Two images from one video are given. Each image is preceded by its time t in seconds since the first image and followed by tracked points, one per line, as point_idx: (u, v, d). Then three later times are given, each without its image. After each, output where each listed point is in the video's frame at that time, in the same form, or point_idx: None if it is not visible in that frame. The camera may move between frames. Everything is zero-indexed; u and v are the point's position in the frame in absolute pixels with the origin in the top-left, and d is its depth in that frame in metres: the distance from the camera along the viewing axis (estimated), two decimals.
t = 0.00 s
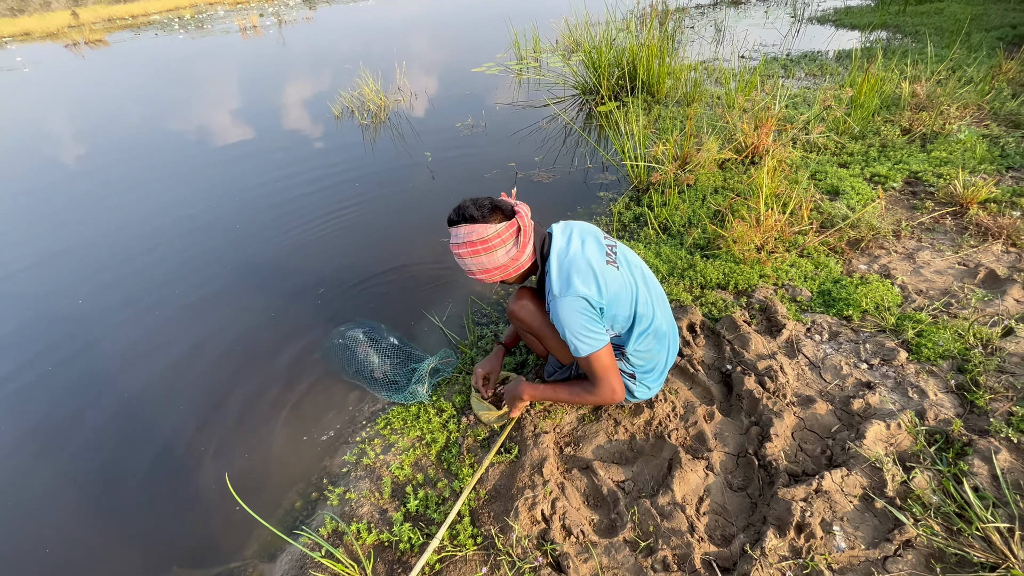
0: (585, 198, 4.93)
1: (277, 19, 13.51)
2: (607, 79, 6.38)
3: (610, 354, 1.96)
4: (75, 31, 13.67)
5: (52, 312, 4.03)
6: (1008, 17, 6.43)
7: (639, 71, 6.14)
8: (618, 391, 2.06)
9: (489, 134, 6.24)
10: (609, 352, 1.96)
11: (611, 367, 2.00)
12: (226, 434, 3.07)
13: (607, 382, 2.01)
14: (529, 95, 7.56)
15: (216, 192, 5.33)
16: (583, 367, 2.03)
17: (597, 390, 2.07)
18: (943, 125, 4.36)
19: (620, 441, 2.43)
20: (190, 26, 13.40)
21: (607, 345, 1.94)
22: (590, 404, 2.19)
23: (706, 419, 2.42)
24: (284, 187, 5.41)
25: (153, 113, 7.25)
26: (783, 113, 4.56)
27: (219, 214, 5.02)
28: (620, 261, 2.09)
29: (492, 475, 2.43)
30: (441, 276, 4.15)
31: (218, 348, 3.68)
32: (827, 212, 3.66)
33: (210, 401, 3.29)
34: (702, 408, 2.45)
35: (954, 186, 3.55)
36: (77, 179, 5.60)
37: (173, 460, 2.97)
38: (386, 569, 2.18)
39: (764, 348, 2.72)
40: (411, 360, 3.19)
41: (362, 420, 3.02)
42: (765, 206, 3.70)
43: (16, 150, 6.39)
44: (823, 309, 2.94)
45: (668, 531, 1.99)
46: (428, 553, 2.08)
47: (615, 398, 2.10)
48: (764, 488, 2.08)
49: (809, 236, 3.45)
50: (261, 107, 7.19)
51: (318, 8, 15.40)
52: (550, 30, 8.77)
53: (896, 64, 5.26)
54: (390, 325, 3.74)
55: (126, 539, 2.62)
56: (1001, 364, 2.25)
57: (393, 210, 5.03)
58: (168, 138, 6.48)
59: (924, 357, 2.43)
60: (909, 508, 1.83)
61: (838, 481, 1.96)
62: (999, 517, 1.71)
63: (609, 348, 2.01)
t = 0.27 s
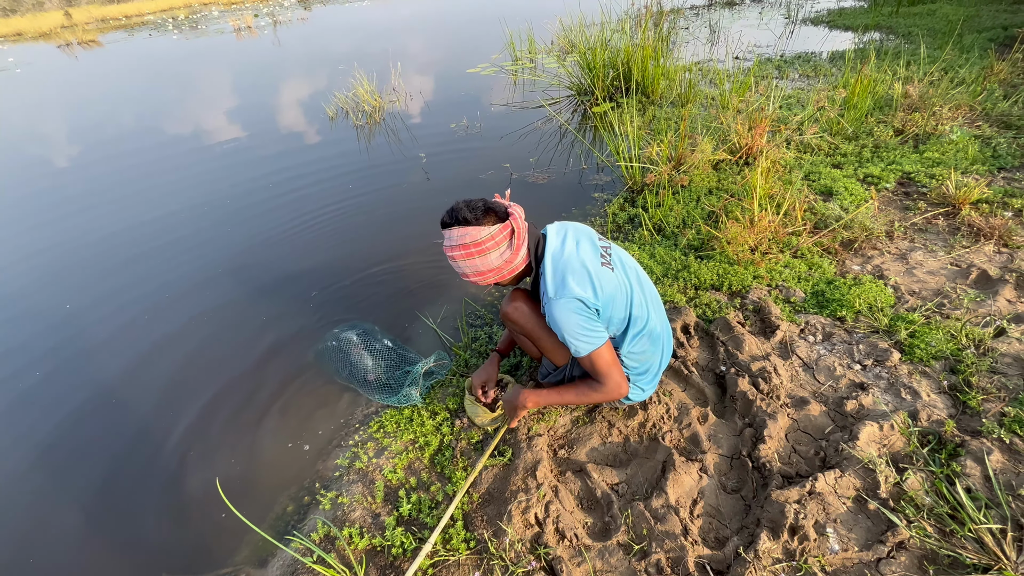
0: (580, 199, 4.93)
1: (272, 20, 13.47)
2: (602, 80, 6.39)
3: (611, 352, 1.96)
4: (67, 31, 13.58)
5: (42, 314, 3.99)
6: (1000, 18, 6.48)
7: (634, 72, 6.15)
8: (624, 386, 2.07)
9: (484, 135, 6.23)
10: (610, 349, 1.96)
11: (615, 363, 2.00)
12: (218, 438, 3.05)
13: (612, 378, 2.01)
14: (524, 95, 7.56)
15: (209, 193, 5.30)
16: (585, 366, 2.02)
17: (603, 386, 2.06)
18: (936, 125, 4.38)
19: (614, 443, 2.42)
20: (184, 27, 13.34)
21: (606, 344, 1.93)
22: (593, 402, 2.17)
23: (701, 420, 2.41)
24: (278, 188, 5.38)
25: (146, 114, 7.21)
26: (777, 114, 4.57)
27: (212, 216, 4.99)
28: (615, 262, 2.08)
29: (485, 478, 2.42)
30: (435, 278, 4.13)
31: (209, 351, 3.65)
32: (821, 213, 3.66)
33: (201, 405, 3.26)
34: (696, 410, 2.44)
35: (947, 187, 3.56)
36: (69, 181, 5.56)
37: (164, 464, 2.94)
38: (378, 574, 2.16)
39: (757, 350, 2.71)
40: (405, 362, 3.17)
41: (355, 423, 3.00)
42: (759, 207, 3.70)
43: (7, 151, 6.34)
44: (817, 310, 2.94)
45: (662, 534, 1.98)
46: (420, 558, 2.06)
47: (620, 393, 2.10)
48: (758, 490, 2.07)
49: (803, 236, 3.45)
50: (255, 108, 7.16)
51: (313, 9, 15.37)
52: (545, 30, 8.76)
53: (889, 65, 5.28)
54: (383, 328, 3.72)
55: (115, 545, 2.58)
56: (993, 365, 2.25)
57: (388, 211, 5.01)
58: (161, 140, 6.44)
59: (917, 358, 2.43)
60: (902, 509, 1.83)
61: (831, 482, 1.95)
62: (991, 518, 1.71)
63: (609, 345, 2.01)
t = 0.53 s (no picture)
0: (577, 200, 4.93)
1: (270, 21, 13.48)
2: (600, 82, 6.40)
3: (607, 355, 1.96)
4: (64, 31, 13.54)
5: (36, 316, 3.97)
6: (995, 21, 6.51)
7: (631, 74, 6.16)
8: (620, 388, 2.06)
9: (482, 136, 6.23)
10: (606, 352, 1.96)
11: (610, 366, 2.00)
12: (212, 441, 3.04)
13: (607, 381, 2.01)
14: (522, 97, 7.56)
15: (206, 194, 5.29)
16: (581, 369, 2.02)
17: (598, 389, 2.06)
18: (931, 127, 4.40)
19: (610, 445, 2.42)
20: (182, 27, 13.33)
21: (602, 347, 1.93)
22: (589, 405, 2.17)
23: (697, 422, 2.41)
24: (275, 189, 5.37)
25: (143, 114, 7.20)
26: (773, 115, 4.58)
27: (208, 217, 4.98)
28: (611, 265, 2.08)
29: (481, 480, 2.41)
30: (432, 279, 4.13)
31: (205, 352, 3.64)
32: (817, 214, 3.67)
33: (196, 407, 3.25)
34: (693, 411, 2.45)
35: (942, 189, 3.58)
36: (65, 181, 5.54)
37: (158, 467, 2.92)
38: None
39: (753, 351, 2.72)
40: (401, 363, 3.17)
41: (351, 425, 3.00)
42: (755, 209, 3.71)
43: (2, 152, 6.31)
44: (813, 311, 2.94)
45: (657, 536, 1.98)
46: (415, 561, 2.06)
47: (616, 396, 2.10)
48: (754, 492, 2.07)
49: (799, 238, 3.46)
50: (253, 109, 7.15)
51: (311, 10, 15.36)
52: (543, 32, 8.78)
53: (884, 67, 5.30)
54: (380, 329, 3.71)
55: (108, 549, 2.57)
56: (988, 366, 2.26)
57: (385, 212, 5.01)
58: (157, 140, 6.42)
59: (912, 359, 2.44)
60: (897, 511, 1.83)
61: (827, 484, 1.96)
62: (986, 519, 1.71)
63: (605, 348, 2.01)
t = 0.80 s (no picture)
0: (577, 202, 4.94)
1: (271, 22, 13.52)
2: (600, 85, 6.42)
3: (608, 358, 1.97)
4: (65, 32, 13.56)
5: (36, 316, 3.97)
6: (994, 26, 6.54)
7: (631, 77, 6.17)
8: (620, 391, 2.06)
9: (482, 138, 6.24)
10: (607, 355, 1.97)
11: (611, 369, 2.00)
12: (212, 442, 3.04)
13: (608, 384, 2.01)
14: (522, 99, 7.58)
15: (206, 195, 5.29)
16: (582, 372, 2.02)
17: (599, 392, 2.06)
18: (930, 132, 4.42)
19: (610, 448, 2.42)
20: (183, 28, 13.36)
21: (603, 350, 1.94)
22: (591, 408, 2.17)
23: (697, 425, 2.42)
24: (275, 190, 5.37)
25: (144, 115, 7.21)
26: (773, 119, 4.60)
27: (209, 218, 4.98)
28: (612, 269, 2.09)
29: (482, 482, 2.41)
30: (433, 281, 4.13)
31: (206, 353, 3.64)
32: (817, 218, 3.68)
33: (196, 408, 3.25)
34: (693, 414, 2.45)
35: (941, 194, 3.59)
36: (65, 182, 5.54)
37: (158, 468, 2.92)
38: None
39: (753, 354, 2.72)
40: (402, 365, 3.17)
41: (351, 427, 3.00)
42: (755, 212, 3.72)
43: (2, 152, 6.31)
44: (813, 314, 2.95)
45: (658, 539, 1.98)
46: (416, 563, 2.06)
47: (616, 398, 2.10)
48: (754, 495, 2.08)
49: (799, 241, 3.47)
50: (253, 110, 7.16)
51: (311, 11, 15.37)
52: (543, 34, 8.80)
53: (883, 71, 5.33)
54: (380, 331, 3.71)
55: (107, 550, 2.57)
56: (987, 370, 2.27)
57: (386, 214, 5.01)
58: (158, 141, 6.42)
59: (912, 363, 2.45)
60: (897, 514, 1.84)
61: (827, 487, 1.96)
62: (985, 523, 1.72)
63: (607, 351, 2.01)
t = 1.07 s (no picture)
0: (579, 204, 4.96)
1: (274, 23, 13.59)
2: (603, 87, 6.44)
3: (615, 356, 1.98)
4: (69, 31, 13.60)
5: (41, 314, 3.98)
6: (995, 31, 6.56)
7: (634, 80, 6.20)
8: (628, 389, 2.08)
9: (485, 140, 6.26)
10: (614, 353, 1.98)
11: (618, 367, 2.01)
12: (216, 440, 3.05)
13: (616, 381, 2.03)
14: (525, 101, 7.61)
15: (210, 195, 5.32)
16: (589, 370, 2.03)
17: (607, 390, 2.07)
18: (932, 136, 4.43)
19: (613, 447, 2.43)
20: (186, 28, 13.41)
21: (609, 349, 1.95)
22: (600, 406, 2.19)
23: (699, 425, 2.43)
24: (279, 190, 5.39)
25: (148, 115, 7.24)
26: (775, 122, 4.61)
27: (212, 218, 5.00)
28: (617, 269, 2.10)
29: (484, 481, 2.42)
30: (435, 281, 4.14)
31: (210, 352, 3.65)
32: (819, 221, 3.70)
33: (200, 406, 3.26)
34: (695, 415, 2.46)
35: (943, 197, 3.60)
36: (70, 181, 5.57)
37: (161, 465, 2.93)
38: None
39: (755, 356, 2.73)
40: (405, 364, 3.19)
41: (354, 426, 3.01)
42: (758, 215, 3.73)
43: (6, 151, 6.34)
44: (815, 317, 2.96)
45: (660, 538, 1.99)
46: (419, 560, 2.07)
47: (624, 396, 2.11)
48: (756, 496, 2.08)
49: (801, 244, 3.48)
50: (257, 111, 7.19)
51: (315, 13, 15.42)
52: (546, 37, 8.82)
53: (886, 76, 5.34)
54: (383, 330, 3.73)
55: (111, 546, 2.58)
56: (988, 373, 2.28)
57: (388, 214, 5.03)
58: (161, 141, 6.45)
59: (914, 365, 2.45)
60: (898, 515, 1.84)
61: (829, 488, 1.97)
62: (987, 524, 1.73)
63: (613, 349, 2.02)
